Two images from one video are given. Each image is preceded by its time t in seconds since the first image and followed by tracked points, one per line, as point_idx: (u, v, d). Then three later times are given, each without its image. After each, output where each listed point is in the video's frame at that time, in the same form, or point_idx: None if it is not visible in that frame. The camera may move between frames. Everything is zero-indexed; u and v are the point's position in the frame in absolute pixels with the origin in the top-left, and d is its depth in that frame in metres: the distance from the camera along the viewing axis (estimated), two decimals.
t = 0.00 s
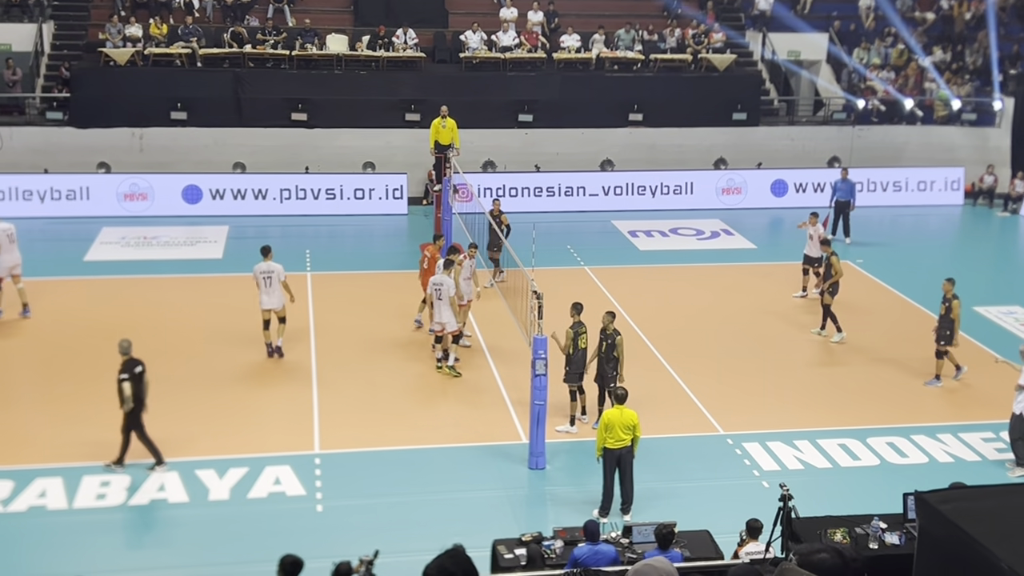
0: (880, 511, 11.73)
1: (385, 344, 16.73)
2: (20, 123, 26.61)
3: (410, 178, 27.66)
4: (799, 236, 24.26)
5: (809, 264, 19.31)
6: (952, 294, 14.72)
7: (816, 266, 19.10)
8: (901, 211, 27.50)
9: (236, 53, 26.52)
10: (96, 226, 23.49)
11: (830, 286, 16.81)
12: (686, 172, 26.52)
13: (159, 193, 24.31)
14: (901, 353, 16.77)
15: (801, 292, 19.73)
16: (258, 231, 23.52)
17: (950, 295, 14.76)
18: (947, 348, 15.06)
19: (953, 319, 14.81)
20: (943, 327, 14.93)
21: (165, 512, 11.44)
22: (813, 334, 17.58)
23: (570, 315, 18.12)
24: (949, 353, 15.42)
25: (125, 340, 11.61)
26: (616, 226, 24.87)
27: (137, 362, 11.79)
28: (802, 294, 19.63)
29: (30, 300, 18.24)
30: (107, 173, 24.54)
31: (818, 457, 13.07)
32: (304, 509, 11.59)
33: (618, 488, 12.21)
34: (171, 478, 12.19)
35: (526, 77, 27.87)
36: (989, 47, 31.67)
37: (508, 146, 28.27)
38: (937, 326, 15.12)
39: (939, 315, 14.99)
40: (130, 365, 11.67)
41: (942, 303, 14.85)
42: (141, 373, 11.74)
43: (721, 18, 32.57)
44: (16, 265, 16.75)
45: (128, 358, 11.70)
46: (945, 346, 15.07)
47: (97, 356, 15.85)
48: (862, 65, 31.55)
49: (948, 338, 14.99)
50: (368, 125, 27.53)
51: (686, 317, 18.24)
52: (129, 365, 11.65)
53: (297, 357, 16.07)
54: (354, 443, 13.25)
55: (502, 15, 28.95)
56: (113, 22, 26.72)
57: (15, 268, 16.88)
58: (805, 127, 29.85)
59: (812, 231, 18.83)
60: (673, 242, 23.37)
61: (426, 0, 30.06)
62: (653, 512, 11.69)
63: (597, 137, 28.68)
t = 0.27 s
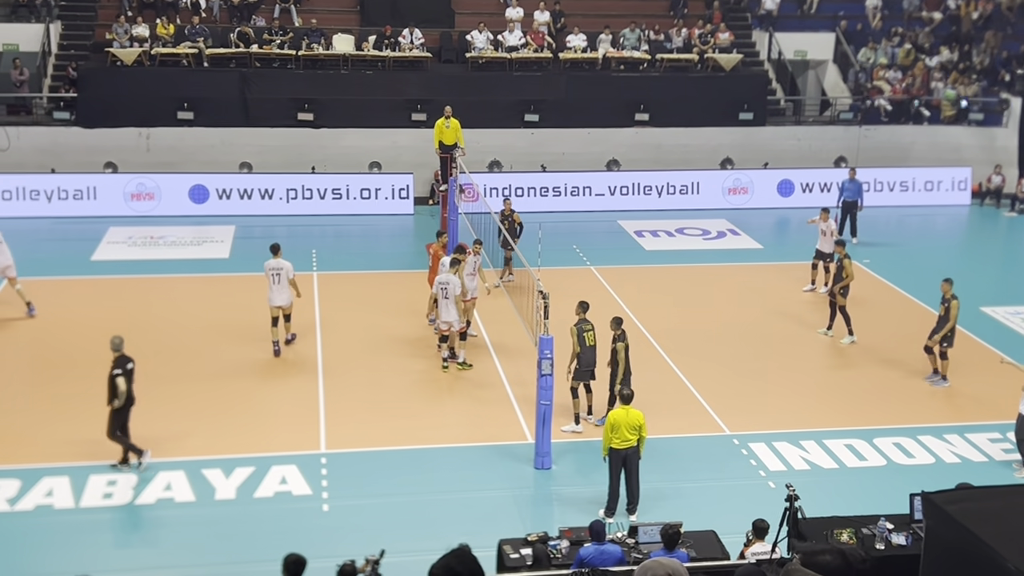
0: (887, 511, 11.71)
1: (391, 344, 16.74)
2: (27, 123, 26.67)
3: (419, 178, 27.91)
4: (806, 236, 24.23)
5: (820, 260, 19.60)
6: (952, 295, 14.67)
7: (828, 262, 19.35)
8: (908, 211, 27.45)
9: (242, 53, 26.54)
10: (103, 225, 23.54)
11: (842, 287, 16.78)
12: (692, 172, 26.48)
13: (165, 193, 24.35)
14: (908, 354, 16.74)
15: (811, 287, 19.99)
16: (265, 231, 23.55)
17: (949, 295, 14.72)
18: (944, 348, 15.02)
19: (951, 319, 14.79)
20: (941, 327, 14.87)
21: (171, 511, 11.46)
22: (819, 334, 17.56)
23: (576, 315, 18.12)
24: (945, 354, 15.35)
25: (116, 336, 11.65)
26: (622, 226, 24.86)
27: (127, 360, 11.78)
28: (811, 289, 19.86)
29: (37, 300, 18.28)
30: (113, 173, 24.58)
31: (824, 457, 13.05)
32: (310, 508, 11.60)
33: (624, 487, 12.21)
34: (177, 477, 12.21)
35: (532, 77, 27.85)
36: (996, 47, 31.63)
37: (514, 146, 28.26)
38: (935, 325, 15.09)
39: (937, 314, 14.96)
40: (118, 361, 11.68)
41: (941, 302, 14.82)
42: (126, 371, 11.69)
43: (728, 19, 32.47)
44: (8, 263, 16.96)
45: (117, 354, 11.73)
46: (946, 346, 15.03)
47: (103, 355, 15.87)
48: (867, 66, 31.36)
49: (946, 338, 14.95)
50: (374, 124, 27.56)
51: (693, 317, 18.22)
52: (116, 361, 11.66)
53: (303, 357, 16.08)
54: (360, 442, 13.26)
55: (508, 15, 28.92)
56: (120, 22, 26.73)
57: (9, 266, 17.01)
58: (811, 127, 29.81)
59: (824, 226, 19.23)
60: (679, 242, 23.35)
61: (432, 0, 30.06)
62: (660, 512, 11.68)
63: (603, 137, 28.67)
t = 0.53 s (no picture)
0: (897, 512, 11.68)
1: (400, 343, 16.76)
2: (38, 123, 26.80)
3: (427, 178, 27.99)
4: (816, 236, 24.19)
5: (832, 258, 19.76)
6: (950, 295, 14.61)
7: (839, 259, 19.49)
8: (919, 211, 27.38)
9: (252, 53, 26.57)
10: (114, 225, 23.62)
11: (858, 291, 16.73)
12: (702, 171, 26.43)
13: (176, 193, 24.41)
14: (918, 354, 16.70)
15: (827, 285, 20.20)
16: (274, 230, 23.60)
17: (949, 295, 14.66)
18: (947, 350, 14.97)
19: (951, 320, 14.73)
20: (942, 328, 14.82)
21: (180, 510, 11.49)
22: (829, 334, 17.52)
23: (585, 314, 18.11)
24: (952, 357, 15.30)
25: (115, 336, 11.61)
26: (632, 225, 24.84)
27: (123, 362, 11.69)
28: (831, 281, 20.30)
29: (47, 299, 18.34)
30: (124, 173, 24.65)
31: (834, 458, 13.03)
32: (319, 507, 11.62)
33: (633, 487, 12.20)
34: (187, 476, 12.25)
35: (541, 77, 27.85)
36: (1007, 47, 31.55)
37: (522, 146, 28.45)
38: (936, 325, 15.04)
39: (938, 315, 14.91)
40: (113, 360, 11.63)
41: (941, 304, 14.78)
42: (118, 372, 11.61)
43: (737, 18, 32.44)
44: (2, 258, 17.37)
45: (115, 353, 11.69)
46: (949, 348, 14.97)
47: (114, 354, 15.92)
48: (878, 65, 31.23)
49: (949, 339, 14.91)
50: (384, 124, 27.60)
51: (702, 317, 18.20)
52: (111, 359, 11.63)
53: (312, 356, 16.12)
54: (369, 441, 13.28)
55: (517, 14, 28.90)
56: (131, 22, 26.78)
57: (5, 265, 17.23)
58: (821, 127, 29.75)
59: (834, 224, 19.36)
60: (689, 242, 23.32)
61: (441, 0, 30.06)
62: (669, 512, 11.67)
63: (612, 137, 28.78)
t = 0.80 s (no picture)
0: (910, 513, 11.63)
1: (412, 342, 16.78)
2: (53, 122, 26.94)
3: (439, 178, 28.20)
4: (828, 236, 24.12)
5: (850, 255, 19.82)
6: (952, 295, 14.56)
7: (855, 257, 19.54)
8: (932, 211, 27.28)
9: (265, 53, 26.55)
10: (127, 224, 23.71)
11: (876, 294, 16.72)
12: (715, 171, 26.35)
13: (189, 192, 24.50)
14: (932, 355, 16.63)
15: (843, 282, 20.30)
16: (287, 230, 23.64)
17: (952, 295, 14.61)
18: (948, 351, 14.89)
19: (956, 320, 14.66)
20: (944, 328, 14.75)
21: (193, 508, 11.53)
22: (842, 334, 17.47)
23: (597, 314, 18.10)
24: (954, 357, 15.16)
25: (110, 337, 11.58)
26: (644, 225, 24.81)
27: (115, 364, 11.61)
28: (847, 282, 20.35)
29: (62, 298, 18.42)
30: (138, 172, 24.73)
31: (846, 459, 12.98)
32: (331, 506, 11.64)
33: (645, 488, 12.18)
34: (200, 474, 12.29)
35: (554, 76, 27.82)
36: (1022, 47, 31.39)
37: (534, 146, 28.59)
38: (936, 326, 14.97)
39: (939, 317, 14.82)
40: (106, 361, 11.61)
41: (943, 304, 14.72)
42: (107, 374, 11.55)
43: (751, 20, 32.10)
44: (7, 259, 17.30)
45: (111, 354, 11.65)
46: (947, 349, 14.88)
47: (127, 353, 15.98)
48: (891, 65, 31.15)
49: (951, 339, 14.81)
50: (396, 124, 27.63)
51: (714, 317, 18.17)
52: (104, 360, 11.61)
53: (325, 355, 16.15)
54: (381, 441, 13.29)
55: (530, 14, 28.90)
56: (144, 22, 26.83)
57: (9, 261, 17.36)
58: (834, 126, 29.65)
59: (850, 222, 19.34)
60: (701, 242, 23.29)
61: None
62: (681, 513, 11.65)
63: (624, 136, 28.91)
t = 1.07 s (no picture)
0: (926, 515, 11.57)
1: (426, 342, 16.78)
2: (70, 121, 27.05)
3: (455, 177, 27.91)
4: (845, 236, 24.02)
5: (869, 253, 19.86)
6: (962, 295, 14.49)
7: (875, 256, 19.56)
8: (949, 211, 27.13)
9: (281, 52, 26.73)
10: (144, 223, 23.80)
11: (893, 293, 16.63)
12: (731, 171, 26.25)
13: (205, 191, 24.59)
14: (949, 356, 16.52)
15: (860, 280, 20.31)
16: (302, 229, 23.69)
17: (962, 295, 14.52)
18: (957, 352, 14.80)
19: (966, 321, 14.58)
20: (953, 328, 14.67)
21: (209, 506, 11.57)
22: (858, 335, 17.39)
23: (612, 314, 18.07)
24: (957, 359, 14.94)
25: (108, 336, 11.71)
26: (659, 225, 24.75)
27: (112, 363, 11.69)
28: (863, 282, 20.23)
29: (79, 297, 18.50)
30: (154, 171, 24.82)
31: (862, 459, 12.93)
32: (346, 505, 11.66)
33: (660, 488, 12.16)
34: (216, 473, 12.33)
35: (569, 75, 27.80)
36: None
37: (550, 145, 28.25)
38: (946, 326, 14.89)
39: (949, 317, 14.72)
40: (103, 359, 11.70)
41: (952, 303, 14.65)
42: (102, 372, 11.65)
43: (766, 16, 32.26)
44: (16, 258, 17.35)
45: (109, 353, 11.74)
46: (955, 349, 14.78)
47: (144, 351, 16.04)
48: (909, 64, 31.01)
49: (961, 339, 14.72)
50: (412, 124, 27.65)
51: (730, 317, 18.11)
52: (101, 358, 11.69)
53: (340, 354, 16.17)
54: (396, 440, 13.30)
55: (545, 14, 28.90)
56: (162, 22, 26.94)
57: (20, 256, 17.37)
58: (852, 126, 29.50)
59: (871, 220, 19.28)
60: (717, 242, 23.22)
61: None
62: (696, 513, 11.62)
63: (640, 135, 28.59)
